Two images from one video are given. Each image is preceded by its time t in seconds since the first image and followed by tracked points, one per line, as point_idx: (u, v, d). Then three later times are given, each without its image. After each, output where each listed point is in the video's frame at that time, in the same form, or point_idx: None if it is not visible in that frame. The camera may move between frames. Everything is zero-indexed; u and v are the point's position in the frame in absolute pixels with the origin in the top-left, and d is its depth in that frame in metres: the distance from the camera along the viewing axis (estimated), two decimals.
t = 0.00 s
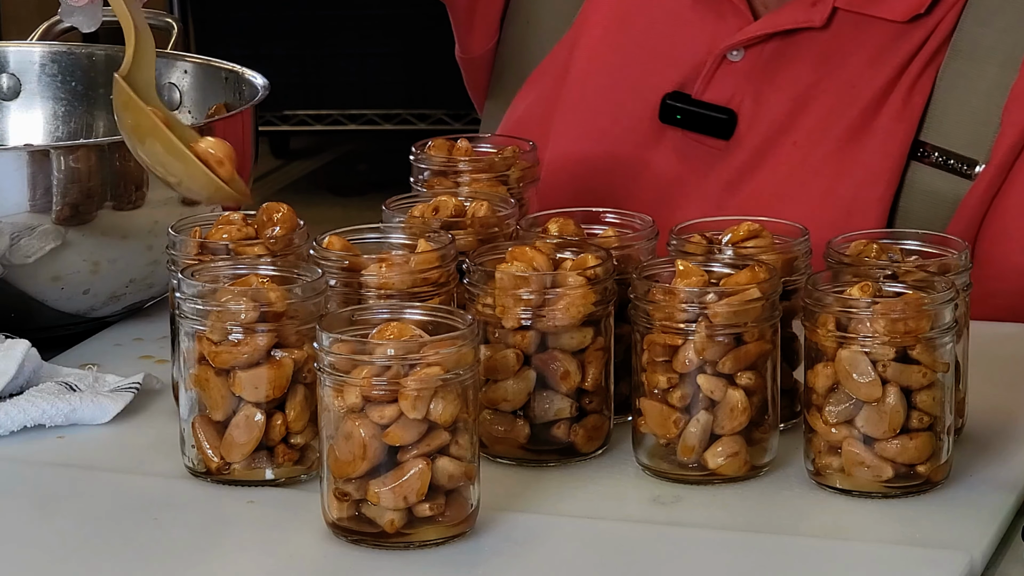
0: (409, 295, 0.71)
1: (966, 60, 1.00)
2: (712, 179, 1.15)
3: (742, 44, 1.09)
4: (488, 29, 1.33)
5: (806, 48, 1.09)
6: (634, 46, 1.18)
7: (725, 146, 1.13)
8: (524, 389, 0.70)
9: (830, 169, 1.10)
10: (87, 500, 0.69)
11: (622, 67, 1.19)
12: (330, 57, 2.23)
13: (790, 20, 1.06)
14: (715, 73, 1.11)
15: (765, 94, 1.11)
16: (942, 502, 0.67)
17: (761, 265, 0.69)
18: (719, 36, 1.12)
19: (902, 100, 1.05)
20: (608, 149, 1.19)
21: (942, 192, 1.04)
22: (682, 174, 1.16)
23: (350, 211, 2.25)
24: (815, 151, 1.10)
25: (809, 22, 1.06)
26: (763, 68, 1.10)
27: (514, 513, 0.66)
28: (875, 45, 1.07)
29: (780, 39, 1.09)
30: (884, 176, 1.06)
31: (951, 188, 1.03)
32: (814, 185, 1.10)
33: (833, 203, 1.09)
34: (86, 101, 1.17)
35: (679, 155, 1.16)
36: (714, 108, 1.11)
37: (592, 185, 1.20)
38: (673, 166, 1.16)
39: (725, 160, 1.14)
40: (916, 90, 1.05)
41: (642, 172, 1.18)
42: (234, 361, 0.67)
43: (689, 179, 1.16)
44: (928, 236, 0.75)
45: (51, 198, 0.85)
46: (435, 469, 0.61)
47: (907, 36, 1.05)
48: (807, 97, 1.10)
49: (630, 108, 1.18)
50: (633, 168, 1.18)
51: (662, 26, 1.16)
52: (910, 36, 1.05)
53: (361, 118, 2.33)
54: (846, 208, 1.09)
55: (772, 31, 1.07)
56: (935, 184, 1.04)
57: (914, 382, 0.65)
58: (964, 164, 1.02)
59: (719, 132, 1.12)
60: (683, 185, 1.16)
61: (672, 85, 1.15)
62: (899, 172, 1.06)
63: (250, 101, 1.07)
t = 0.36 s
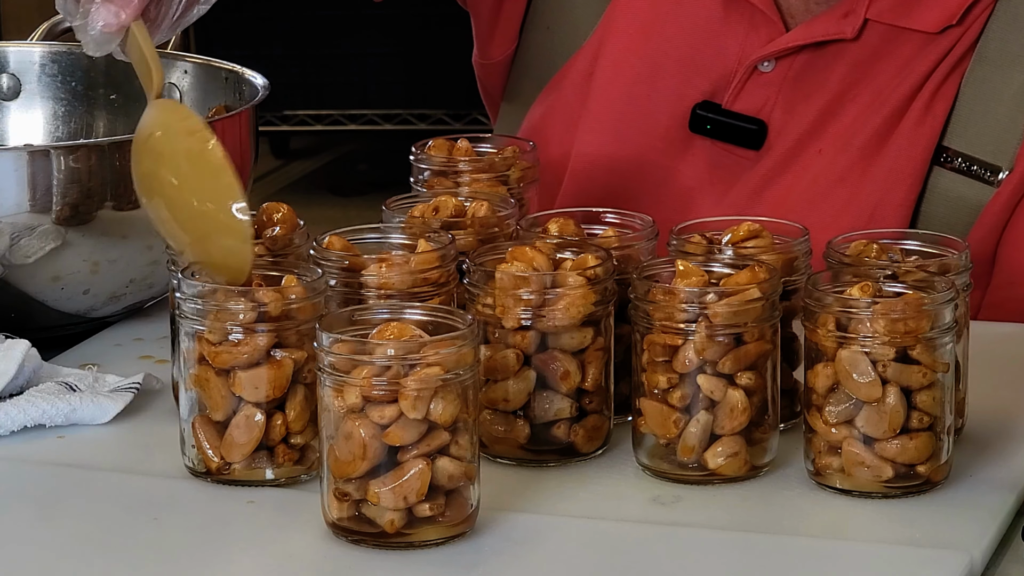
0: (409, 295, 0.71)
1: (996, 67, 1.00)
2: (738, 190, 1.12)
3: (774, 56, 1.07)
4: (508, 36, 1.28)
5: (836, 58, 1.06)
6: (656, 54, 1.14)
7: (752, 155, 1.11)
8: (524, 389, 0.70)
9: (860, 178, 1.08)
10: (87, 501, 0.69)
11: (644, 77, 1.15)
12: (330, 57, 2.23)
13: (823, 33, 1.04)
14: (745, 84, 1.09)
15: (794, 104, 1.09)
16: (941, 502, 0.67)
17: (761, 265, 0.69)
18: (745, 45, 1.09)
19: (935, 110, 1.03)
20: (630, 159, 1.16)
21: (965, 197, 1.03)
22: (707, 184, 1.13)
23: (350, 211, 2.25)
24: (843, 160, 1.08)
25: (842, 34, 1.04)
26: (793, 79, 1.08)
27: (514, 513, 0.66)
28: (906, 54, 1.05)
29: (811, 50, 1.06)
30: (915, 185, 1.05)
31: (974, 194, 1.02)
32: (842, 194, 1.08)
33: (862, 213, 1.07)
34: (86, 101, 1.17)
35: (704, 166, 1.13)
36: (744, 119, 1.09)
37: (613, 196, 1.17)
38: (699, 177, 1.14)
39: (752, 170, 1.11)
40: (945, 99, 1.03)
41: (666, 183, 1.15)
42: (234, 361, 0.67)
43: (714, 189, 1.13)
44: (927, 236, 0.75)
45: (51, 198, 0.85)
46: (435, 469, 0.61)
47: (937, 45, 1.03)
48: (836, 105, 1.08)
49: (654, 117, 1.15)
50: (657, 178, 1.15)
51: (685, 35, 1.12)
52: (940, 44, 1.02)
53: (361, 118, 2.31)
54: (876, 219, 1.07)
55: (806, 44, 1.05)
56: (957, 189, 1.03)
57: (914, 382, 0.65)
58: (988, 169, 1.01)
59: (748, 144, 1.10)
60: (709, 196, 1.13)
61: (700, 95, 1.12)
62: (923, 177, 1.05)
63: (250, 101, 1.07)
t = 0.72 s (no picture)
0: (409, 295, 0.71)
1: (1001, 66, 0.99)
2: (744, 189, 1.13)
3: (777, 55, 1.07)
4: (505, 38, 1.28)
5: (840, 57, 1.07)
6: (662, 53, 1.15)
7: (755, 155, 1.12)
8: (524, 389, 0.70)
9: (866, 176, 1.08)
10: (87, 500, 0.69)
11: (650, 76, 1.16)
12: (330, 57, 2.23)
13: (827, 31, 1.04)
14: (749, 83, 1.09)
15: (797, 104, 1.09)
16: (942, 502, 0.67)
17: (761, 265, 0.69)
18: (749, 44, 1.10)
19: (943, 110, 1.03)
20: (637, 159, 1.18)
21: (970, 197, 1.03)
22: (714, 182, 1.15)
23: (350, 211, 2.25)
24: (849, 159, 1.09)
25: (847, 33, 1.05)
26: (797, 79, 1.08)
27: (514, 513, 0.66)
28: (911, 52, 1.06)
29: (815, 49, 1.07)
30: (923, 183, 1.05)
31: (979, 194, 1.02)
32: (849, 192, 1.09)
33: (865, 212, 1.08)
34: (86, 101, 1.18)
35: (708, 166, 1.15)
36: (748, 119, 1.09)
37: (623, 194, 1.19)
38: (705, 176, 1.15)
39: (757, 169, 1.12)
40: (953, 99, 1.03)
41: (672, 182, 1.17)
42: (234, 361, 0.67)
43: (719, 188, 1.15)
44: (927, 236, 0.75)
45: (51, 198, 0.85)
46: (435, 469, 0.61)
47: (942, 43, 1.03)
48: (843, 103, 1.09)
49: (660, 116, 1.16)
50: (665, 177, 1.17)
51: (689, 34, 1.13)
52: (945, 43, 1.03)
53: (361, 118, 2.33)
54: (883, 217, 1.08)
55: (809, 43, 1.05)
56: (963, 189, 1.03)
57: (914, 382, 0.65)
58: (992, 169, 1.01)
59: (750, 143, 1.11)
60: (713, 196, 1.15)
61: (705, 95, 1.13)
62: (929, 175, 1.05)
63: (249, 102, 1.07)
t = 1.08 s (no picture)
0: (409, 295, 0.71)
1: (993, 64, 0.98)
2: (730, 182, 1.13)
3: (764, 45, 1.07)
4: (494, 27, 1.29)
5: (829, 49, 1.07)
6: (654, 44, 1.16)
7: (740, 147, 1.11)
8: (524, 389, 0.70)
9: (856, 169, 1.07)
10: (87, 500, 0.69)
11: (641, 67, 1.17)
12: (330, 57, 2.23)
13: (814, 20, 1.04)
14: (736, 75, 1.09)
15: (783, 95, 1.09)
16: (942, 502, 0.67)
17: (761, 265, 0.69)
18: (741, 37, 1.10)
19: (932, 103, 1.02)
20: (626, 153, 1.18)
21: (962, 197, 1.01)
22: (701, 175, 1.14)
23: (350, 211, 2.25)
24: (840, 154, 1.08)
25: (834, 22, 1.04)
26: (783, 69, 1.08)
27: (514, 513, 0.66)
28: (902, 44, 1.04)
29: (803, 38, 1.06)
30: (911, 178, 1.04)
31: (971, 194, 1.01)
32: (839, 185, 1.08)
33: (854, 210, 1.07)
34: (86, 101, 1.17)
35: (693, 158, 1.14)
36: (732, 109, 1.09)
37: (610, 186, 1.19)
38: (691, 169, 1.14)
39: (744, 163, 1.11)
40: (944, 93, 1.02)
41: (658, 174, 1.16)
42: (234, 361, 0.67)
43: (705, 182, 1.14)
44: (927, 236, 0.75)
45: (51, 198, 0.85)
46: (435, 469, 0.61)
47: (934, 36, 1.03)
48: (833, 95, 1.08)
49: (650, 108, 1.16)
50: (652, 170, 1.16)
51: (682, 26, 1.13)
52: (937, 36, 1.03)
53: (361, 118, 2.32)
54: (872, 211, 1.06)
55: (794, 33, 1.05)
56: (956, 189, 1.02)
57: (914, 382, 0.65)
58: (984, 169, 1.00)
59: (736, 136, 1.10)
60: (698, 189, 1.14)
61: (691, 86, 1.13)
62: (922, 178, 1.04)
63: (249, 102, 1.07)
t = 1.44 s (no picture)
0: (409, 295, 0.71)
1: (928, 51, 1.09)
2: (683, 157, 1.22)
3: (706, 22, 1.17)
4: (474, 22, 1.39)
5: (764, 30, 1.16)
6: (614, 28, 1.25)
7: (690, 124, 1.21)
8: (524, 389, 0.70)
9: (801, 146, 1.15)
10: (87, 500, 0.69)
11: (602, 51, 1.26)
12: (330, 57, 2.23)
13: None
14: (680, 51, 1.19)
15: (726, 73, 1.18)
16: (941, 502, 0.67)
17: (761, 265, 0.69)
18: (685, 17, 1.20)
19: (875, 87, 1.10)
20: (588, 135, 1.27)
21: (906, 182, 1.10)
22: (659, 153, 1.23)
23: (350, 212, 2.25)
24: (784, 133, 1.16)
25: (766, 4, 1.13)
26: (723, 45, 1.18)
27: (514, 513, 0.66)
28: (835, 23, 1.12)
29: (741, 18, 1.17)
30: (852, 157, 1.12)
31: (913, 178, 1.10)
32: (782, 161, 1.17)
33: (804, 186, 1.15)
34: (87, 101, 1.17)
35: (649, 135, 1.24)
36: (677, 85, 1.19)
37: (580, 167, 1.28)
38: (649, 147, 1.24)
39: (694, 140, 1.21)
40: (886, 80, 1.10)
41: (615, 151, 1.26)
42: (234, 361, 0.67)
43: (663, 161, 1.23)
44: (927, 236, 0.75)
45: (51, 198, 0.85)
46: (435, 469, 0.61)
47: (865, 16, 1.10)
48: (772, 75, 1.16)
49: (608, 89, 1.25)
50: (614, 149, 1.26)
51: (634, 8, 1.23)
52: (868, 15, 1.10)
53: (361, 118, 2.31)
54: (821, 189, 1.14)
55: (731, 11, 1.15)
56: (901, 175, 1.11)
57: (914, 382, 0.65)
58: (927, 153, 1.09)
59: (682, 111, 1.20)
60: (654, 165, 1.24)
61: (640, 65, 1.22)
62: (869, 166, 1.12)
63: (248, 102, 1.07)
